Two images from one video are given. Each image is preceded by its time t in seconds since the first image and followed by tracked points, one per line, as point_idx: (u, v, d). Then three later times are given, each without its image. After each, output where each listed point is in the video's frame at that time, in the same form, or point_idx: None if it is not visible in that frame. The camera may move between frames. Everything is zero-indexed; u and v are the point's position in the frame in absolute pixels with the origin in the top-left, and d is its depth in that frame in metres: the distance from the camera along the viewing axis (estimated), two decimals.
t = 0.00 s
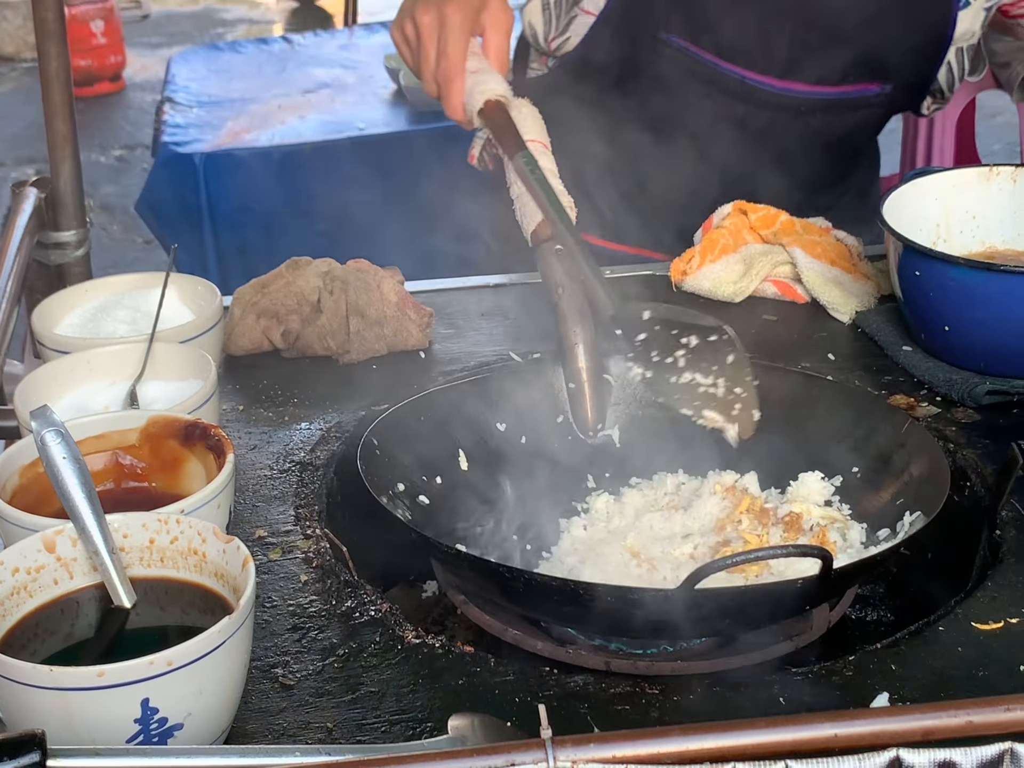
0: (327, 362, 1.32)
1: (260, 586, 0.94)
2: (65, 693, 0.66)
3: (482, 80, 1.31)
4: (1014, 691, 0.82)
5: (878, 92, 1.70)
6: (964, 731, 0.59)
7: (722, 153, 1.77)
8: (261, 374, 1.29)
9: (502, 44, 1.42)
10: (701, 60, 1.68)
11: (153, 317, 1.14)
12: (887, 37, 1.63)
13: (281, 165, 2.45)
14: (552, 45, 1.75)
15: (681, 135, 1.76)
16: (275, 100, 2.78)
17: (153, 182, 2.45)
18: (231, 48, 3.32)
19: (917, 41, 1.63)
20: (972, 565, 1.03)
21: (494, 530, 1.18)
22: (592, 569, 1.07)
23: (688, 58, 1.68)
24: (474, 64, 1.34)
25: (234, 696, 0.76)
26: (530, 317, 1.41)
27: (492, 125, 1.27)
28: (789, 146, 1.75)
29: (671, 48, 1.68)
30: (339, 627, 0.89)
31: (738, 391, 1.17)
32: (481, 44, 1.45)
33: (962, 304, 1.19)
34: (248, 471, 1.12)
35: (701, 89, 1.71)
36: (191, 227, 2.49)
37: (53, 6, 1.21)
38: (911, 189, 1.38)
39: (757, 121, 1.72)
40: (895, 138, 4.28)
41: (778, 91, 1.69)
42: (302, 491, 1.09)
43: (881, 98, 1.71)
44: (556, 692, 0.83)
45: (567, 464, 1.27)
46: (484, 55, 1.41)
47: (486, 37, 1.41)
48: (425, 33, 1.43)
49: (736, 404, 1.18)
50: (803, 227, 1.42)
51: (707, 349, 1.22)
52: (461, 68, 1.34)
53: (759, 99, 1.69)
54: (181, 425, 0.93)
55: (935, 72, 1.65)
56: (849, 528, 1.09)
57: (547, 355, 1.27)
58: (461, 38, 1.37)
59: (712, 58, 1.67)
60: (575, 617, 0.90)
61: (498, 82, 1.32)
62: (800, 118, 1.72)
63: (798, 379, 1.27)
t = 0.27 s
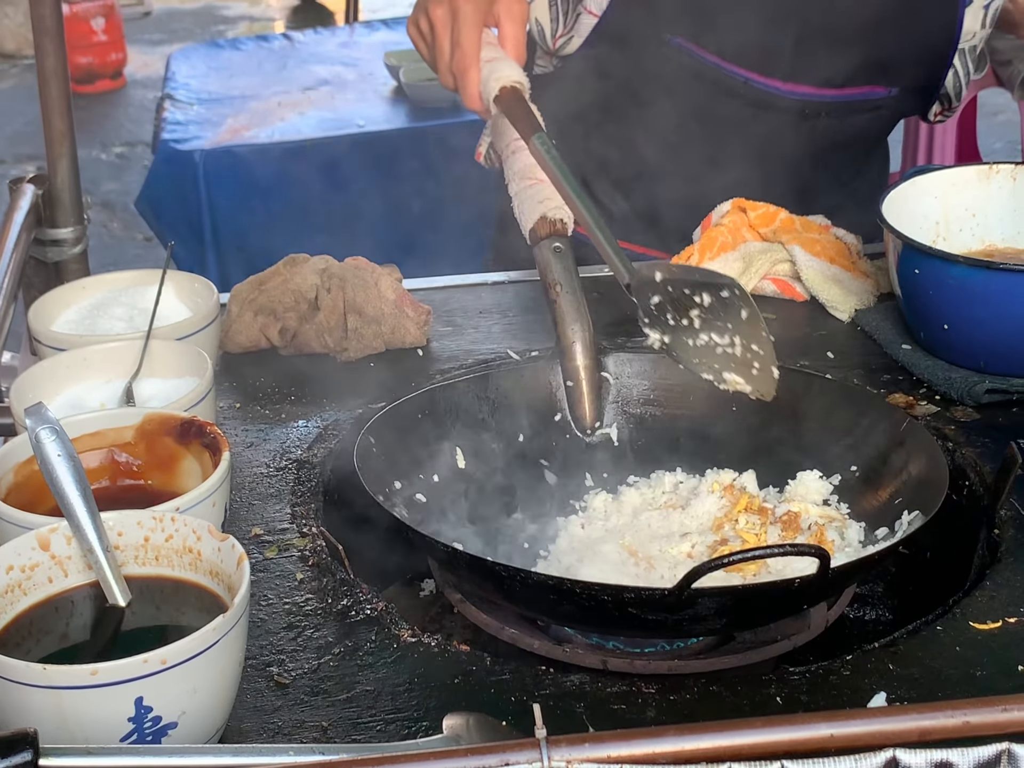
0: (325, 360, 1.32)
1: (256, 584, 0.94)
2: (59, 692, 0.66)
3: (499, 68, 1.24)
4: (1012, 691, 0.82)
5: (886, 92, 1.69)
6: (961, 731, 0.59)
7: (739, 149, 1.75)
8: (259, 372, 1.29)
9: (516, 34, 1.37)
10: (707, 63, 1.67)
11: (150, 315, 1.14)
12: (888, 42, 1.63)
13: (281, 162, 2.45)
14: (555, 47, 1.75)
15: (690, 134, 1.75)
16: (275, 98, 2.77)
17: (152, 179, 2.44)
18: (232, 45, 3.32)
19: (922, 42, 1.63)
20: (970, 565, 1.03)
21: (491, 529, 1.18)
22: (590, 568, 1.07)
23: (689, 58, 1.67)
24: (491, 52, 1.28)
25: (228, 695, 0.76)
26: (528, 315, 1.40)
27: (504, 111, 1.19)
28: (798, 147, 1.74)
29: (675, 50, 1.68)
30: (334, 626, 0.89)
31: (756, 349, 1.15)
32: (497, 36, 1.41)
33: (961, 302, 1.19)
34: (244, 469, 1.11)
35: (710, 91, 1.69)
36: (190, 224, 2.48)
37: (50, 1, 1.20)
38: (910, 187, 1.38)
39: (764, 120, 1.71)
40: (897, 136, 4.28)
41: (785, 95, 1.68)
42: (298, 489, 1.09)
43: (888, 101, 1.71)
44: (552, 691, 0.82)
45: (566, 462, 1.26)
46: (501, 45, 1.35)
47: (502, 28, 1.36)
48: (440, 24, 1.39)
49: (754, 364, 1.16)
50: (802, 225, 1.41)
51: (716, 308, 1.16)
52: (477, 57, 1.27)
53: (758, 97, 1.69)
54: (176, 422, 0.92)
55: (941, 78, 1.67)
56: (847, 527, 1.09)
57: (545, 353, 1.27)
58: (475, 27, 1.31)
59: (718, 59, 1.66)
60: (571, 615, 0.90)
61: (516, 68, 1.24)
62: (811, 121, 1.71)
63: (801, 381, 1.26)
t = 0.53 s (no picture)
0: (323, 354, 1.31)
1: (252, 581, 0.93)
2: (52, 688, 0.65)
3: (437, 83, 1.28)
4: (1012, 690, 0.81)
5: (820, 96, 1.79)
6: (960, 730, 0.59)
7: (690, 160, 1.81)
8: (257, 367, 1.28)
9: (458, 49, 1.37)
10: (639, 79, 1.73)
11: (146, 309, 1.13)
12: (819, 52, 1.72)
13: (281, 156, 2.44)
14: (489, 68, 1.69)
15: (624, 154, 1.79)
16: (276, 92, 2.76)
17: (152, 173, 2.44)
18: (233, 39, 3.31)
19: (849, 56, 1.75)
20: (971, 563, 1.02)
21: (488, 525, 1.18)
22: (587, 564, 1.07)
23: (625, 78, 1.73)
24: (431, 71, 1.33)
25: (223, 692, 0.76)
26: (527, 310, 1.40)
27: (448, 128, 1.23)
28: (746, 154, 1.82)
29: (609, 68, 1.72)
30: (331, 622, 0.89)
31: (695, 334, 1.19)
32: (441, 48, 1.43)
33: (962, 298, 1.18)
34: (241, 465, 1.11)
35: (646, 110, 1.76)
36: (190, 218, 2.48)
37: None
38: (912, 182, 1.37)
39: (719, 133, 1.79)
40: (900, 132, 4.26)
41: (717, 108, 1.77)
42: (295, 484, 1.08)
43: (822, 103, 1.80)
44: (549, 688, 0.82)
45: (564, 458, 1.26)
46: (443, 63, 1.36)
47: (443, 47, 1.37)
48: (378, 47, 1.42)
49: (695, 350, 1.19)
50: (804, 220, 1.41)
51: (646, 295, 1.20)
52: (418, 79, 1.33)
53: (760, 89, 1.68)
54: (173, 417, 0.92)
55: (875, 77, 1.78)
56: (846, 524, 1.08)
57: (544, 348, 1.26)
58: (414, 51, 1.37)
59: (643, 75, 1.73)
60: (568, 612, 0.89)
61: (452, 82, 1.28)
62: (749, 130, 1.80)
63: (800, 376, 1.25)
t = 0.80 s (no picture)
0: (322, 346, 1.30)
1: (248, 573, 0.93)
2: (47, 680, 0.65)
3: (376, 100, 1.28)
4: (1015, 685, 0.81)
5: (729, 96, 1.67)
6: (962, 725, 0.58)
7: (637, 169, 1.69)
8: (255, 358, 1.28)
9: (395, 63, 1.35)
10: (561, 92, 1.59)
11: (144, 299, 1.12)
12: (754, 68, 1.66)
13: (283, 148, 2.43)
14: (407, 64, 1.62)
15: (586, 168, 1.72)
16: (278, 83, 2.75)
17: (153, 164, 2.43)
18: (235, 30, 3.30)
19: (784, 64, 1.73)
20: (973, 556, 1.02)
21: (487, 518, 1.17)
22: (588, 557, 1.06)
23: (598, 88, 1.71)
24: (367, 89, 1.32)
25: (219, 684, 0.75)
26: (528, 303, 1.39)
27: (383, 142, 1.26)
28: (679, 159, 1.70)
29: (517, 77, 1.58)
30: (328, 615, 0.88)
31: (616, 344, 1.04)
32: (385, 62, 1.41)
33: (965, 291, 1.17)
34: (238, 456, 1.10)
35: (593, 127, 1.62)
36: (190, 209, 2.47)
37: None
38: (915, 173, 1.35)
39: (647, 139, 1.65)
40: (904, 125, 4.24)
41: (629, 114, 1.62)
42: (293, 475, 1.08)
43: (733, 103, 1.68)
44: (548, 682, 0.81)
45: (563, 451, 1.25)
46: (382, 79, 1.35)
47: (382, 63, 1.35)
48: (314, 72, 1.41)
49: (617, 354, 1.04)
50: (806, 212, 1.41)
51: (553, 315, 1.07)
52: (353, 97, 1.33)
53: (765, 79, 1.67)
54: (170, 408, 0.91)
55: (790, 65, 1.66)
56: (849, 517, 1.08)
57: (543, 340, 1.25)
58: (347, 70, 1.35)
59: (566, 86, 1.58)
60: (568, 605, 0.89)
61: (387, 101, 1.28)
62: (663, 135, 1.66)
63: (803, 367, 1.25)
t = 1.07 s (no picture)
0: (322, 336, 1.30)
1: (246, 563, 0.93)
2: (42, 669, 0.65)
3: (367, 95, 1.27)
4: (1012, 676, 0.81)
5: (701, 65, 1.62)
6: (958, 716, 0.58)
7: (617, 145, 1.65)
8: (254, 348, 1.28)
9: (381, 52, 1.35)
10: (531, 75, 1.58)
11: (143, 289, 1.12)
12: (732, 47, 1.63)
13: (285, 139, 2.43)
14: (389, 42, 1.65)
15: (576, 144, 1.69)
16: (280, 74, 2.75)
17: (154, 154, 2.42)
18: (238, 21, 3.29)
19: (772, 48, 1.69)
20: (972, 548, 1.02)
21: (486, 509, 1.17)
22: (586, 548, 1.06)
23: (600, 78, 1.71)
24: (357, 85, 1.30)
25: (216, 673, 0.75)
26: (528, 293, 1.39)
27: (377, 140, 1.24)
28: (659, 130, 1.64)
29: (488, 61, 1.58)
30: (326, 605, 0.88)
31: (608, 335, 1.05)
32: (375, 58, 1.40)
33: (966, 283, 1.16)
34: (237, 446, 1.10)
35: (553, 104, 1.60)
36: (192, 200, 2.46)
37: None
38: (916, 165, 1.35)
39: (621, 119, 1.61)
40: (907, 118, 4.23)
41: (599, 91, 1.59)
42: (292, 465, 1.07)
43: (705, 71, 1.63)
44: (545, 672, 0.81)
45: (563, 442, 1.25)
46: (370, 71, 1.33)
47: (368, 58, 1.34)
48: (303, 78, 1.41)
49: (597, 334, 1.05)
50: (806, 204, 1.41)
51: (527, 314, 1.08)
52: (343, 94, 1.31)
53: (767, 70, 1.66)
54: (168, 397, 0.91)
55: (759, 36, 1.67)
56: (848, 509, 1.08)
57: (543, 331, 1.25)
58: (336, 70, 1.34)
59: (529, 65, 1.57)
60: (565, 595, 0.89)
61: (376, 93, 1.26)
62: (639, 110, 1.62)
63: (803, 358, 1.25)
